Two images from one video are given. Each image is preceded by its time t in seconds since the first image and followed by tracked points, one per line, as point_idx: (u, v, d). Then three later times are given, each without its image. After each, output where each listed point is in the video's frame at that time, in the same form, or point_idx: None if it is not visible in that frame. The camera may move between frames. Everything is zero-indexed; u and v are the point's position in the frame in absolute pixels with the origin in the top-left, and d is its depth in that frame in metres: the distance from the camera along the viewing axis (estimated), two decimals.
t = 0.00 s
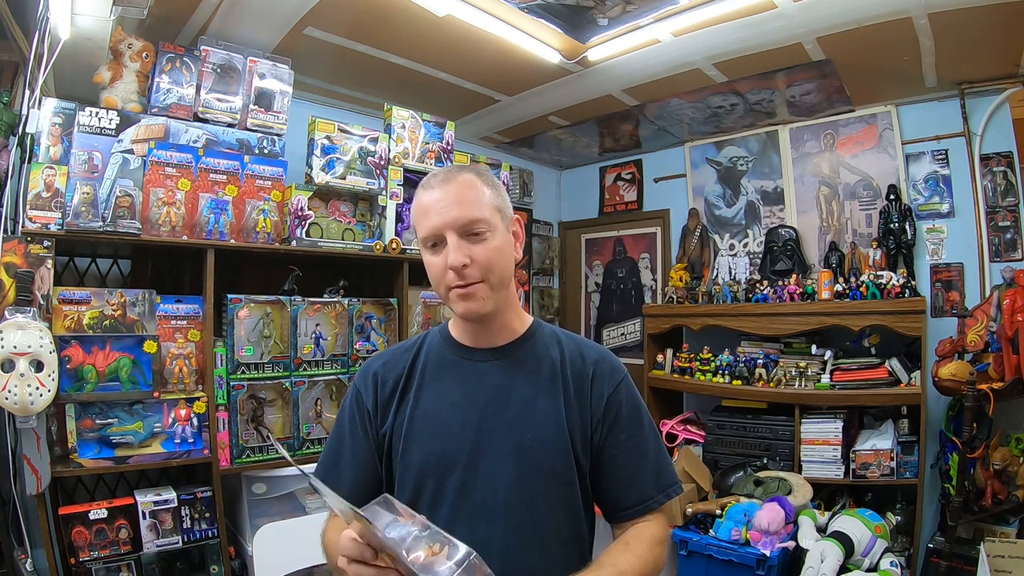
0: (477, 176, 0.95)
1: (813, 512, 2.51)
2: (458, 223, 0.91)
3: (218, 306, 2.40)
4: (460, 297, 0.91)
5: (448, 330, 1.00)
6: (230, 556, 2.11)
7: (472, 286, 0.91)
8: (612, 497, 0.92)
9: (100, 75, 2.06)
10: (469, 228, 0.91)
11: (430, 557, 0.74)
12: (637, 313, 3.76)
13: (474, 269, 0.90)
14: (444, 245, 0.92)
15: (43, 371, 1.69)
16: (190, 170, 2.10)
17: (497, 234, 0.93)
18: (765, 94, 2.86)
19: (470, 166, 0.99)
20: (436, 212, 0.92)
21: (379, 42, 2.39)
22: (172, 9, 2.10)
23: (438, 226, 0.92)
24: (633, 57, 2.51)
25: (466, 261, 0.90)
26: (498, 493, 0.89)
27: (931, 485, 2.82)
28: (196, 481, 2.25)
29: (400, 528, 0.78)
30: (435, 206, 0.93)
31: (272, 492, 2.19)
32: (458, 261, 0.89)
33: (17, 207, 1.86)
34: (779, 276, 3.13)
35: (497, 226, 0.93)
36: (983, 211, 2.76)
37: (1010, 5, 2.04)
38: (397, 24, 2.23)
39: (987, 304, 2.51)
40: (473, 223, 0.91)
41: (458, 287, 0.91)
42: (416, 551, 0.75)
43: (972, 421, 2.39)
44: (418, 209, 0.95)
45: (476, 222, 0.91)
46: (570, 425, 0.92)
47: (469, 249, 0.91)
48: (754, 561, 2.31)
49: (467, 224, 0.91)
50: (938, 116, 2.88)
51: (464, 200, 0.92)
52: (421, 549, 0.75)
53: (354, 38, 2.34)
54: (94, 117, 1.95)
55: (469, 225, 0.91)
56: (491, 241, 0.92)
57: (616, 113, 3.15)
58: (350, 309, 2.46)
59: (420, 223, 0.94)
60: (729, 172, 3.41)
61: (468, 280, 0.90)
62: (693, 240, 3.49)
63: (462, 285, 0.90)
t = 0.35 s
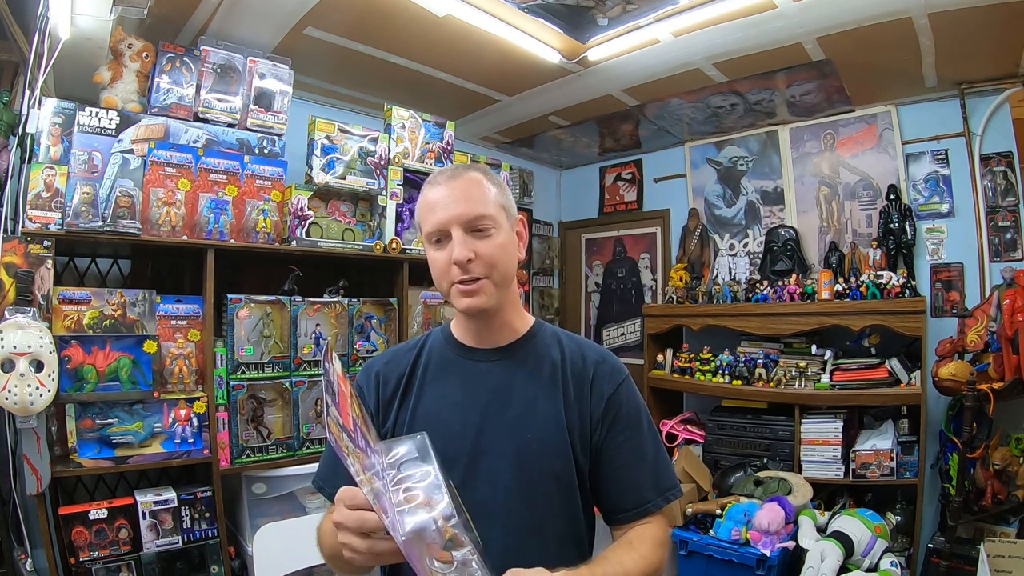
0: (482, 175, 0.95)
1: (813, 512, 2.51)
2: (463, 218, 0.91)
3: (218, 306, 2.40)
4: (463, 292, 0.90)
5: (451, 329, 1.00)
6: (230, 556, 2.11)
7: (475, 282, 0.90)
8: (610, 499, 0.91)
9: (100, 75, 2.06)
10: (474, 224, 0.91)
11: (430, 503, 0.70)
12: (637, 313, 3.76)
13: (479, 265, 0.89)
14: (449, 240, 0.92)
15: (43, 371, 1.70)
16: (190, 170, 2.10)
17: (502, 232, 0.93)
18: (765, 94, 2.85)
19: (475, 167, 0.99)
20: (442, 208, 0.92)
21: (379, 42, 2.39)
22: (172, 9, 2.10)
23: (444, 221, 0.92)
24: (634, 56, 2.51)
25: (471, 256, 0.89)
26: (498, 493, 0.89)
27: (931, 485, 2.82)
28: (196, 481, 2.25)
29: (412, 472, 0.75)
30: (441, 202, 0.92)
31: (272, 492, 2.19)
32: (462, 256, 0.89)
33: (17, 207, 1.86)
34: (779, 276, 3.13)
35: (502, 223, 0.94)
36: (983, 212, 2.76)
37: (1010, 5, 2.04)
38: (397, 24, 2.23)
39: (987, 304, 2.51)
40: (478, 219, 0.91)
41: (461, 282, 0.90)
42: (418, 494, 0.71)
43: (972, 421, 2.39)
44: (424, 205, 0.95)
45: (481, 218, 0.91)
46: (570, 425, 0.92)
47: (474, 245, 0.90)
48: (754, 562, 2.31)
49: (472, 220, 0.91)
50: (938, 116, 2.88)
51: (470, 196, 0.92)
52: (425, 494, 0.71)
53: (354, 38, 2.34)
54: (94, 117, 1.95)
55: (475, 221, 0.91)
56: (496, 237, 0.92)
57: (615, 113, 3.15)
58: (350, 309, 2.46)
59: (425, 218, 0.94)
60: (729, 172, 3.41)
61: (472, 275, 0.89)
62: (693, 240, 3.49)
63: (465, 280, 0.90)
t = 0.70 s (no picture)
0: (487, 175, 0.95)
1: (813, 512, 2.51)
2: (467, 218, 0.90)
3: (218, 306, 2.40)
4: (465, 291, 0.90)
5: (455, 329, 1.00)
6: (230, 556, 2.11)
7: (477, 281, 0.90)
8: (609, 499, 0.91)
9: (100, 75, 2.06)
10: (478, 224, 0.91)
11: (417, 457, 0.69)
12: (636, 313, 3.76)
13: (481, 264, 0.89)
14: (453, 240, 0.92)
15: (43, 371, 1.69)
16: (190, 170, 2.10)
17: (505, 232, 0.93)
18: (765, 94, 2.85)
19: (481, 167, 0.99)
20: (446, 206, 0.92)
21: (379, 42, 2.39)
22: (172, 9, 2.10)
23: (447, 220, 0.91)
24: (634, 56, 2.51)
25: (473, 256, 0.89)
26: (499, 493, 0.89)
27: (931, 485, 2.82)
28: (196, 481, 2.25)
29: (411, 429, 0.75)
30: (445, 201, 0.92)
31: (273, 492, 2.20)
32: (465, 255, 0.89)
33: (17, 207, 1.86)
34: (779, 276, 3.13)
35: (505, 224, 0.93)
36: (983, 212, 2.76)
37: (1010, 5, 2.04)
38: (396, 24, 2.23)
39: (987, 304, 2.51)
40: (482, 220, 0.91)
41: (463, 281, 0.90)
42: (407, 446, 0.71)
43: (972, 421, 2.39)
44: (429, 204, 0.95)
45: (484, 218, 0.91)
46: (570, 425, 0.92)
47: (476, 245, 0.90)
48: (754, 561, 2.31)
49: (476, 220, 0.91)
50: (938, 116, 2.88)
51: (474, 196, 0.91)
52: (415, 448, 0.71)
53: (354, 38, 2.34)
54: (94, 117, 1.95)
55: (478, 221, 0.91)
56: (498, 237, 0.92)
57: (615, 113, 3.15)
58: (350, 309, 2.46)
59: (430, 216, 0.94)
60: (729, 172, 3.41)
61: (474, 274, 0.89)
62: (693, 240, 3.49)
63: (467, 279, 0.89)
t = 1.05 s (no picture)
0: (487, 175, 0.95)
1: (813, 512, 2.51)
2: (468, 215, 0.90)
3: (218, 306, 2.40)
4: (465, 287, 0.90)
5: (458, 329, 1.01)
6: (230, 556, 2.11)
7: (477, 277, 0.90)
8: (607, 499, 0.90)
9: (100, 75, 2.06)
10: (479, 222, 0.91)
11: (423, 427, 0.73)
12: (636, 313, 3.76)
13: (482, 261, 0.89)
14: (453, 236, 0.92)
15: (43, 371, 1.69)
16: (190, 170, 2.10)
17: (505, 230, 0.92)
18: (765, 94, 2.85)
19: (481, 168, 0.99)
20: (446, 204, 0.92)
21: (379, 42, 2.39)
22: (172, 9, 2.10)
23: (448, 217, 0.91)
24: (634, 56, 2.51)
25: (474, 252, 0.89)
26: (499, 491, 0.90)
27: (931, 485, 2.82)
28: (196, 481, 2.25)
29: (445, 393, 0.77)
30: (446, 199, 0.92)
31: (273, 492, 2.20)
32: (466, 252, 0.88)
33: (17, 207, 1.86)
34: (779, 276, 3.13)
35: (505, 222, 0.93)
36: (983, 212, 2.76)
37: (1010, 5, 2.04)
38: (397, 24, 2.23)
39: (987, 304, 2.51)
40: (482, 217, 0.91)
41: (463, 277, 0.90)
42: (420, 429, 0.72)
43: (972, 421, 2.39)
44: (430, 202, 0.95)
45: (485, 216, 0.91)
46: (569, 423, 0.92)
47: (477, 242, 0.90)
48: (754, 561, 2.31)
49: (476, 217, 0.91)
50: (938, 116, 2.88)
51: (474, 194, 0.92)
52: (432, 411, 0.74)
53: (355, 38, 2.34)
54: (94, 117, 1.95)
55: (479, 218, 0.91)
56: (499, 235, 0.91)
57: (615, 113, 3.15)
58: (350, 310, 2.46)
59: (431, 214, 0.94)
60: (729, 172, 3.41)
61: (474, 271, 0.89)
62: (693, 240, 3.49)
63: (467, 275, 0.89)
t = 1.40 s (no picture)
0: (484, 175, 0.95)
1: (813, 512, 2.51)
2: (466, 215, 0.90)
3: (218, 306, 2.41)
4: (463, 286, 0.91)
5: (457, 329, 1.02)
6: (230, 556, 2.11)
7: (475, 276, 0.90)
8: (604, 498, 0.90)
9: (100, 75, 2.06)
10: (477, 221, 0.91)
11: (434, 412, 0.72)
12: (637, 313, 3.76)
13: (479, 261, 0.89)
14: (452, 235, 0.92)
15: (43, 371, 1.70)
16: (190, 170, 2.10)
17: (504, 229, 0.92)
18: (765, 94, 2.85)
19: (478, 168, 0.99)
20: (444, 204, 0.92)
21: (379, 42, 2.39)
22: (172, 9, 2.10)
23: (446, 217, 0.91)
24: (633, 57, 2.51)
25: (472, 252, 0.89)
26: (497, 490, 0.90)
27: (931, 485, 2.82)
28: (196, 481, 2.26)
29: (466, 380, 0.75)
30: (444, 199, 0.92)
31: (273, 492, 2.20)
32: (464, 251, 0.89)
33: (17, 208, 1.86)
34: (779, 276, 3.13)
35: (503, 221, 0.93)
36: (983, 211, 2.76)
37: (1010, 5, 2.04)
38: (397, 24, 2.24)
39: (987, 304, 2.51)
40: (480, 216, 0.91)
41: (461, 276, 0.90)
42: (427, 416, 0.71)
43: (972, 421, 2.39)
44: (428, 201, 0.95)
45: (483, 215, 0.91)
46: (567, 421, 0.92)
47: (476, 241, 0.90)
48: (754, 561, 2.31)
49: (475, 216, 0.91)
50: (938, 116, 2.88)
51: (472, 194, 0.92)
52: (450, 399, 0.73)
53: (355, 38, 2.34)
54: (94, 117, 1.96)
55: (477, 218, 0.91)
56: (497, 234, 0.91)
57: (615, 113, 3.15)
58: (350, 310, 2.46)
59: (429, 214, 0.94)
60: (729, 172, 3.41)
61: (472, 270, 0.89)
62: (693, 240, 3.49)
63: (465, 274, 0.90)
